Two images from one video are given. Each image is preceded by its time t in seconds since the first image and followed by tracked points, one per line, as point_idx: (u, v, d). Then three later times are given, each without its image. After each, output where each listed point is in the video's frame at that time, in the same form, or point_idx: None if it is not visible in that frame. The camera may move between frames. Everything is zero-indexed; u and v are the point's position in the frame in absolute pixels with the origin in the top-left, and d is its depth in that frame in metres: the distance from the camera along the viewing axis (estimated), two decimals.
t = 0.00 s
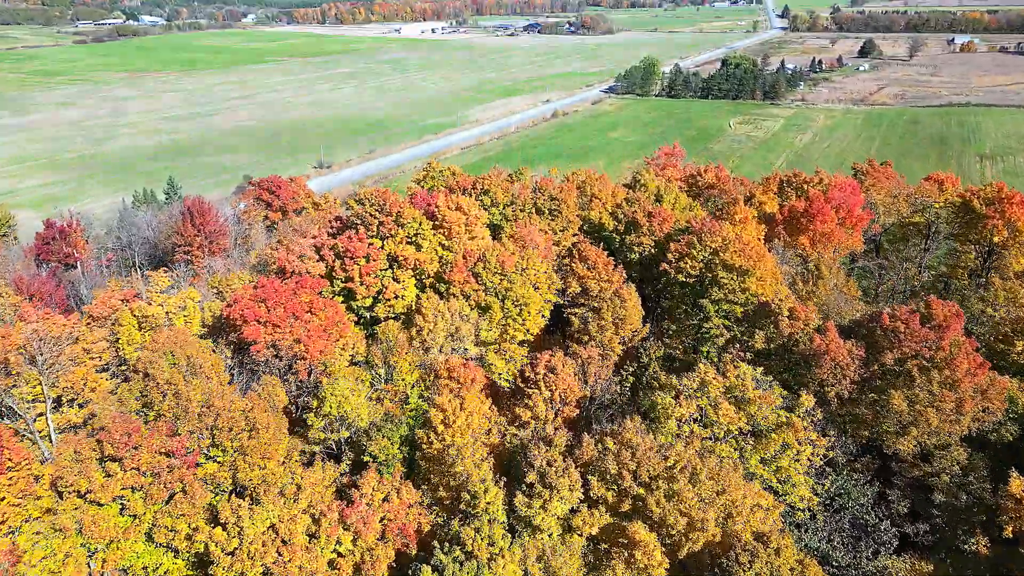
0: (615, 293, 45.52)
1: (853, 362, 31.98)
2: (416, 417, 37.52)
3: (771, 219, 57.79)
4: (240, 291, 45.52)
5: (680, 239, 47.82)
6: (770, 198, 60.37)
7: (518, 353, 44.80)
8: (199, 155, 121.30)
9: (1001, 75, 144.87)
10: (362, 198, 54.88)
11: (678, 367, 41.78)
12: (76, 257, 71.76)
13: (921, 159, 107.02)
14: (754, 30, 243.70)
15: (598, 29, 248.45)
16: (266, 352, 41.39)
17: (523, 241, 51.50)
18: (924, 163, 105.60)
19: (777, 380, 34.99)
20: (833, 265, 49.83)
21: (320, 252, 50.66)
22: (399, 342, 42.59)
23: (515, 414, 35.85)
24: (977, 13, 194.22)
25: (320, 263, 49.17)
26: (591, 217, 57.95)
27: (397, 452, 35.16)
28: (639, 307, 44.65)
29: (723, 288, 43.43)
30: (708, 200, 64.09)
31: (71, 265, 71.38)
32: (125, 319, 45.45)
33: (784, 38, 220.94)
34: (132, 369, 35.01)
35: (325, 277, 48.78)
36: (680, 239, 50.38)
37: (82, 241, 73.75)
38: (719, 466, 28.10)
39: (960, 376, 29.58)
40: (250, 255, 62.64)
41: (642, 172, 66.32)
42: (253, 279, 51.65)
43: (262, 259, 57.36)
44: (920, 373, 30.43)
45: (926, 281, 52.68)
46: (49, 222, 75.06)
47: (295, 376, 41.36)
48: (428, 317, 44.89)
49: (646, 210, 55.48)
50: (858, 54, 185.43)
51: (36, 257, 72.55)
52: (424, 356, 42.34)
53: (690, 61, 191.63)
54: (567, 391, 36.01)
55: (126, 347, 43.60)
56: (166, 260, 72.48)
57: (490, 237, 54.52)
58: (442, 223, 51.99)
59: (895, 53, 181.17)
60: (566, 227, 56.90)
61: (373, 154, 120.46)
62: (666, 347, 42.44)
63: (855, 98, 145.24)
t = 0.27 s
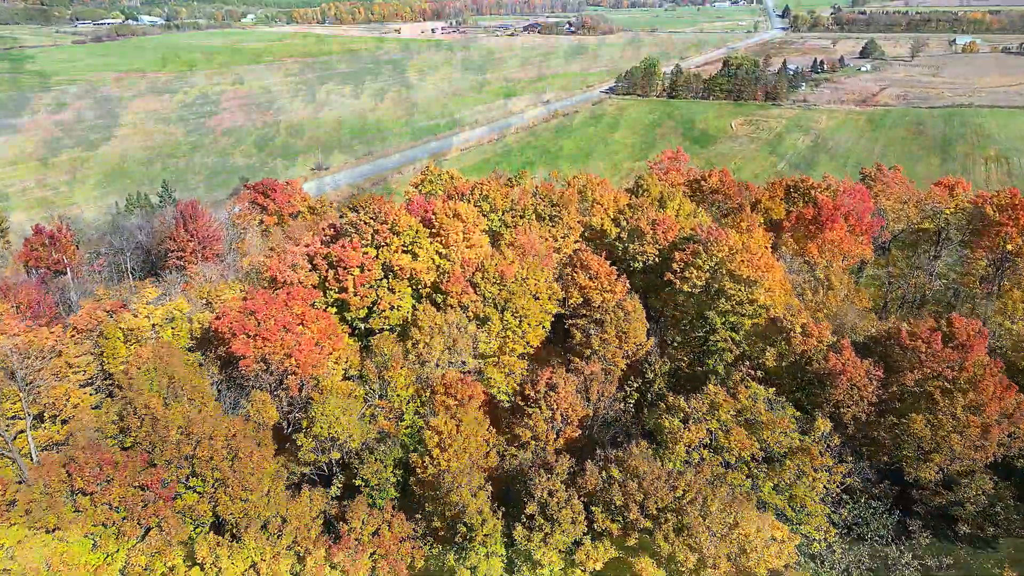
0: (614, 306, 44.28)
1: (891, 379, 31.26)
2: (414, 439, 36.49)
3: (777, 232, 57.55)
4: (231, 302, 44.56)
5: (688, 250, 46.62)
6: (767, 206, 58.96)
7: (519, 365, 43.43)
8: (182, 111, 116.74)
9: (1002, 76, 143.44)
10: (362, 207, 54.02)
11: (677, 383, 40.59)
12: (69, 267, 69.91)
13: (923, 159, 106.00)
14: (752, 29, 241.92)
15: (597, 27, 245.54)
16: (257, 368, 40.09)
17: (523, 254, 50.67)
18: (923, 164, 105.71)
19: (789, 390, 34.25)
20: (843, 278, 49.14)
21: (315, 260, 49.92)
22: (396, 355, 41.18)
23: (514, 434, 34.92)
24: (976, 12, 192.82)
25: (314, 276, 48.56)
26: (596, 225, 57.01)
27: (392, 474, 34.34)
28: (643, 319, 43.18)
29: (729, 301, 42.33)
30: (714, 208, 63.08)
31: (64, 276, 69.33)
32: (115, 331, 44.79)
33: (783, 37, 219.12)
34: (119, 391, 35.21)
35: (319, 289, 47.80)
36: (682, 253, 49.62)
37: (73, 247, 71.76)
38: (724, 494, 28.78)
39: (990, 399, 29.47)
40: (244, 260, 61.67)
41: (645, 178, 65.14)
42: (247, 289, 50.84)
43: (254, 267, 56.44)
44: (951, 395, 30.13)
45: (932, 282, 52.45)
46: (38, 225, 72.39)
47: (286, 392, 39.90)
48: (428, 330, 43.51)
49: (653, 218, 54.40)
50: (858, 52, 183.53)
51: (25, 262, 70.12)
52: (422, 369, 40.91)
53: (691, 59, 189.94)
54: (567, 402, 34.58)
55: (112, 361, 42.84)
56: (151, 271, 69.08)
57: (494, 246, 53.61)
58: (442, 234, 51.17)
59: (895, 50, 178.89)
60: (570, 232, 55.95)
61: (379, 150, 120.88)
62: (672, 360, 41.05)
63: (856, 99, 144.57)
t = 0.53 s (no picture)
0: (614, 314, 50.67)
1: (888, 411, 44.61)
2: (408, 452, 44.68)
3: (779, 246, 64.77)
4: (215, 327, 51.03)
5: (701, 275, 55.18)
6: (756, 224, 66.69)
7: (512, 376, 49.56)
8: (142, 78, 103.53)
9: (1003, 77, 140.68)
10: (368, 224, 59.87)
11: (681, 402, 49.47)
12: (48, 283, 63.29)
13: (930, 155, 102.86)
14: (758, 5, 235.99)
15: None
16: (244, 390, 47.90)
17: (514, 269, 56.20)
18: (929, 163, 101.95)
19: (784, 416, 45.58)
20: (829, 294, 55.44)
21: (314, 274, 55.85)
22: (389, 372, 48.04)
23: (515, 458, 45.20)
24: None
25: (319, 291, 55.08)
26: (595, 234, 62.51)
27: (382, 502, 42.96)
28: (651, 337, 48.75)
29: (730, 325, 51.94)
30: (706, 214, 66.54)
31: (47, 295, 62.18)
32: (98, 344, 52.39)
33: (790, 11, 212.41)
34: (106, 430, 44.19)
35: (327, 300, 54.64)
36: (694, 267, 57.74)
37: (59, 254, 66.16)
38: (712, 520, 42.00)
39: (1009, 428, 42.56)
40: (238, 262, 59.88)
41: (648, 180, 70.40)
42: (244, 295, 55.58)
43: (244, 271, 57.18)
44: (970, 423, 43.67)
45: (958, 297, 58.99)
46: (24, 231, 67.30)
47: (276, 410, 47.23)
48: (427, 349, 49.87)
49: (658, 232, 60.58)
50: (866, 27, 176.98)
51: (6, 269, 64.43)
52: (417, 386, 47.22)
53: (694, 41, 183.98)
54: (572, 425, 44.78)
55: (94, 377, 49.39)
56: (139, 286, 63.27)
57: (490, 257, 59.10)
58: (449, 252, 58.09)
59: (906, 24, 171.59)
60: (561, 240, 60.57)
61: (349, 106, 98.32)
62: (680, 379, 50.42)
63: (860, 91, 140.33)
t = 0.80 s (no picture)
0: (613, 324, 53.90)
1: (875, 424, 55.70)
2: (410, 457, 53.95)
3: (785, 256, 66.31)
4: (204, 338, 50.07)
5: (705, 284, 56.26)
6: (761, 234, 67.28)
7: (506, 384, 52.97)
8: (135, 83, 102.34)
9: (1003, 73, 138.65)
10: (364, 233, 58.67)
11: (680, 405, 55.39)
12: (40, 293, 55.87)
13: (930, 155, 100.41)
14: None
15: None
16: (238, 407, 50.90)
17: (513, 278, 55.31)
18: (936, 164, 98.48)
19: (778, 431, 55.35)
20: (837, 304, 55.68)
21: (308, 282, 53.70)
22: (384, 386, 52.55)
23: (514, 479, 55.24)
24: None
25: (312, 299, 52.99)
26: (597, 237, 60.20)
27: (376, 526, 52.91)
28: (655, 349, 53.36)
29: (733, 336, 54.38)
30: (709, 219, 65.31)
31: (35, 307, 54.47)
32: (85, 354, 50.43)
33: None
34: (106, 442, 49.15)
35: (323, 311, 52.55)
36: (698, 277, 58.65)
37: (42, 258, 58.75)
38: (720, 535, 52.94)
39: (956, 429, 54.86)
40: (227, 264, 58.10)
41: (651, 182, 68.43)
42: (238, 304, 54.45)
43: (235, 280, 55.57)
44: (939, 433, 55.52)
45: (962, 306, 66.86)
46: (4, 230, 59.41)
47: (269, 423, 51.93)
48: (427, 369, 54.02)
49: (665, 241, 59.47)
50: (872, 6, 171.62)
51: None
52: (413, 401, 52.68)
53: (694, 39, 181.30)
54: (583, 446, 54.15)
55: (80, 391, 48.82)
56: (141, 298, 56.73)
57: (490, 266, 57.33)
58: (448, 260, 56.78)
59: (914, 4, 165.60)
60: (562, 246, 58.93)
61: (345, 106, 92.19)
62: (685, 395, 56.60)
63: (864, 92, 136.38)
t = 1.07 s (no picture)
0: (615, 334, 53.65)
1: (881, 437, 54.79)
2: (407, 471, 53.05)
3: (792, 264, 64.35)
4: (197, 348, 48.95)
5: (710, 293, 54.04)
6: (764, 241, 66.63)
7: (505, 396, 51.90)
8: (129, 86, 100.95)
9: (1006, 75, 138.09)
10: (360, 241, 57.45)
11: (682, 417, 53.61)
12: (28, 303, 54.59)
13: (935, 158, 99.32)
14: None
15: None
16: (231, 421, 49.30)
17: (514, 287, 53.99)
18: (941, 168, 97.21)
19: (785, 445, 53.75)
20: (845, 314, 53.59)
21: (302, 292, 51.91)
22: (382, 399, 51.72)
23: (514, 493, 54.58)
24: None
25: (307, 310, 51.19)
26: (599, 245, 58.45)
27: (374, 543, 51.99)
28: (658, 361, 51.94)
29: (739, 347, 52.49)
30: (712, 226, 64.32)
31: (22, 319, 53.13)
32: (72, 365, 50.46)
33: None
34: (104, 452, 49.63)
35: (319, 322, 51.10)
36: (701, 286, 58.03)
37: (32, 269, 58.11)
38: (725, 552, 51.70)
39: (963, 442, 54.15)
40: (220, 270, 56.62)
41: (653, 188, 67.33)
42: (227, 315, 52.66)
43: (228, 289, 54.32)
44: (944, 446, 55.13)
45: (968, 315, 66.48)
46: None
47: (260, 436, 50.34)
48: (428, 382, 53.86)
49: (668, 250, 58.42)
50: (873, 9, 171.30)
51: None
52: (412, 414, 51.87)
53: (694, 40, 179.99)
54: (585, 460, 53.53)
55: (79, 402, 49.09)
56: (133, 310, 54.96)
57: (489, 275, 55.94)
58: (447, 268, 55.71)
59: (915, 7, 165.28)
60: (562, 254, 56.47)
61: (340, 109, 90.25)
62: (690, 407, 55.35)
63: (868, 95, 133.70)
